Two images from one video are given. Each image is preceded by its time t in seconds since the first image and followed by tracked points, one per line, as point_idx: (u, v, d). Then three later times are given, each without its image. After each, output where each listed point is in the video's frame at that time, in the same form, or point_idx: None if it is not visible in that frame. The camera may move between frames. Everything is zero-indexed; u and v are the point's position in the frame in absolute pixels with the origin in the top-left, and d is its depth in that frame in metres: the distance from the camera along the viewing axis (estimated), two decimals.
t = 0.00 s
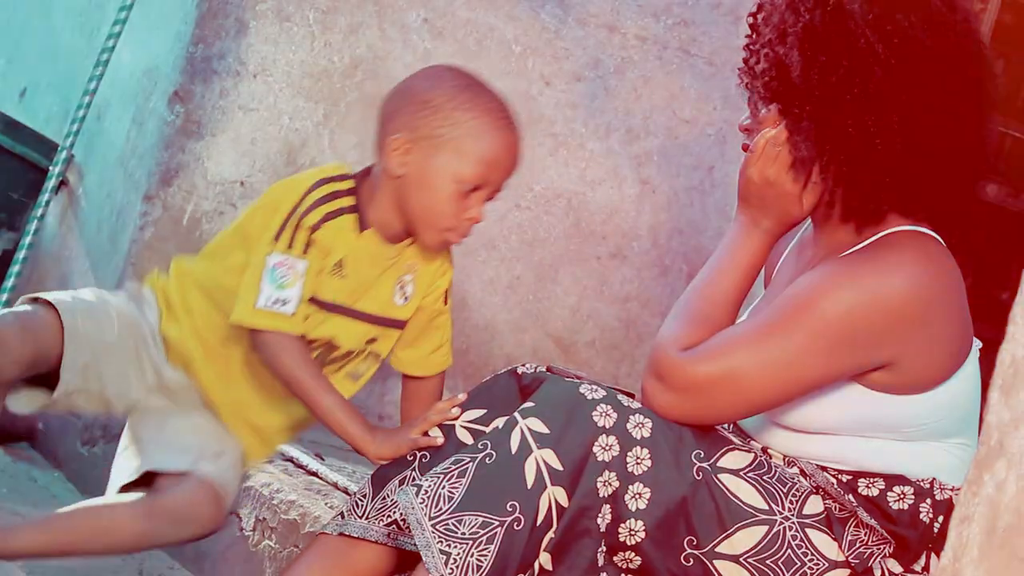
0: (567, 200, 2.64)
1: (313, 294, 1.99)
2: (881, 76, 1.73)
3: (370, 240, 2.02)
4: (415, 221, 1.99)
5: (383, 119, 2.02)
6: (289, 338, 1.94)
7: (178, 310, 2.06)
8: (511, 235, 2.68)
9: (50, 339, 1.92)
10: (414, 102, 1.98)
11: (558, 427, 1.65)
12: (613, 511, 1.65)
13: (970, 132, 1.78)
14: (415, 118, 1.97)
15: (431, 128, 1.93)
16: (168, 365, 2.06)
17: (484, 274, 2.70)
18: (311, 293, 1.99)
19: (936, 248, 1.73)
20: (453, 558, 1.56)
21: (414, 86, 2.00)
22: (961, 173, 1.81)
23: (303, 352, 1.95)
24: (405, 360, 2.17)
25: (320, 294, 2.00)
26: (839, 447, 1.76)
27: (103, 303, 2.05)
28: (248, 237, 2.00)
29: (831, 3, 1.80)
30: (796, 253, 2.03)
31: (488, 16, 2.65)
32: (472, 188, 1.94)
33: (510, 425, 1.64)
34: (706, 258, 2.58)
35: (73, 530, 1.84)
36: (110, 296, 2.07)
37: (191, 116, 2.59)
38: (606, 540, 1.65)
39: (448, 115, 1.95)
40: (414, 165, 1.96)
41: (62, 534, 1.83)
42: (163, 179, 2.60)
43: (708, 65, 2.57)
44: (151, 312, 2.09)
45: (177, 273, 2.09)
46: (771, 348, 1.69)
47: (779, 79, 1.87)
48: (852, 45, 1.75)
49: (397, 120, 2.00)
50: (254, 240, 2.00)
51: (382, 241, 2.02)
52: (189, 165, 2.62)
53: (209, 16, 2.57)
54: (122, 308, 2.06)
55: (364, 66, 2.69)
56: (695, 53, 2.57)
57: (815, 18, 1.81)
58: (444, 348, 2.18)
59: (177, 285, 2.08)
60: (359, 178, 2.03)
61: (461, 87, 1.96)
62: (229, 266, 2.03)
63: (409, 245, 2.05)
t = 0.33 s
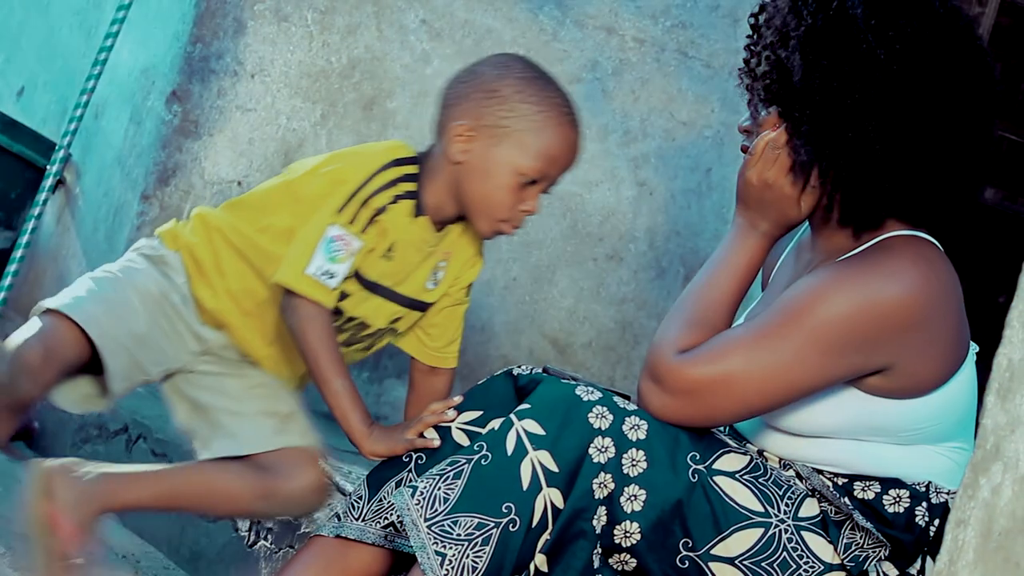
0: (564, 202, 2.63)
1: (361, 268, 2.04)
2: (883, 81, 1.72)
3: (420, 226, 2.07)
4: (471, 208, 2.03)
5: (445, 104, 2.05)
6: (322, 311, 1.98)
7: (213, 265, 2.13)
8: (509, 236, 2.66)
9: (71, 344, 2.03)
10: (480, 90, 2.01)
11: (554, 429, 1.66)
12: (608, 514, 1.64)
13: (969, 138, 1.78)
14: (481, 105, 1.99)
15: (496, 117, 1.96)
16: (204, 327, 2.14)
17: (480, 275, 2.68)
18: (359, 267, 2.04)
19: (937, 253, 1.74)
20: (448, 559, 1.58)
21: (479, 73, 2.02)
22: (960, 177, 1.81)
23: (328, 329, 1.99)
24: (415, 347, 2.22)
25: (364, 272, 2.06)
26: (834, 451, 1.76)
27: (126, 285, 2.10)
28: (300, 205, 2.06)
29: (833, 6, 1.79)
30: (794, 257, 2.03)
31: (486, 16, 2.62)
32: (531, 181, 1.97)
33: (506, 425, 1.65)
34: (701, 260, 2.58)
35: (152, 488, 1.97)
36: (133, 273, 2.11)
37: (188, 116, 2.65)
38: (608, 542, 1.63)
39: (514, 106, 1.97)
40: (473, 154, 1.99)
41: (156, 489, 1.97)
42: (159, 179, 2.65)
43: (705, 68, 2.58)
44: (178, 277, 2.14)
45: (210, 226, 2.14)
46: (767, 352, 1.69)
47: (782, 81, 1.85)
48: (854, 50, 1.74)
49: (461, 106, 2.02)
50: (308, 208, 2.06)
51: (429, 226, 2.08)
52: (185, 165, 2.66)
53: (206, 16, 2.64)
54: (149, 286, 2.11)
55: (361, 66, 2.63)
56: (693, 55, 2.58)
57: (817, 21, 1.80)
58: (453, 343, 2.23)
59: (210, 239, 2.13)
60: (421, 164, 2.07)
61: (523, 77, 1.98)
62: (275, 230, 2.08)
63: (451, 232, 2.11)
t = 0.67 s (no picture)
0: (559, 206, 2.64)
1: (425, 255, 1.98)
2: (879, 86, 1.72)
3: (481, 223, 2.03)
4: (531, 208, 2.00)
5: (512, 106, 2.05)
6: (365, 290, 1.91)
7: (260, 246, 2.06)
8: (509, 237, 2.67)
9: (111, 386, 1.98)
10: (552, 92, 2.00)
11: (549, 433, 1.65)
12: (603, 517, 1.65)
13: (968, 143, 1.77)
14: (554, 107, 1.99)
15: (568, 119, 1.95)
16: (255, 326, 2.11)
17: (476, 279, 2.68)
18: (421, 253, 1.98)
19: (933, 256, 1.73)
20: (444, 562, 1.57)
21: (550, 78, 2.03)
22: (958, 184, 1.80)
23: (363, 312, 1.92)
24: (437, 346, 2.19)
25: (424, 265, 2.00)
26: (828, 455, 1.76)
27: (172, 309, 2.02)
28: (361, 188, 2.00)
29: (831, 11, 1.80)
30: (790, 262, 2.02)
31: (482, 20, 2.60)
32: (595, 187, 1.96)
33: (501, 429, 1.65)
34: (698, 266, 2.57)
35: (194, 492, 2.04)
36: (175, 289, 2.03)
37: (185, 118, 2.63)
38: (605, 543, 1.65)
39: (583, 111, 1.97)
40: (534, 155, 1.98)
41: (185, 497, 2.02)
42: (157, 182, 2.61)
43: (701, 72, 2.57)
44: (223, 281, 2.06)
45: (256, 206, 2.07)
46: (762, 356, 1.69)
47: (777, 86, 1.87)
48: (851, 55, 1.74)
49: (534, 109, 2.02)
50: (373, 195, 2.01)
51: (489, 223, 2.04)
52: (182, 167, 2.62)
53: (204, 18, 2.63)
54: (195, 305, 2.04)
55: (358, 70, 2.63)
56: (690, 58, 2.57)
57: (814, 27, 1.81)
58: (471, 348, 2.19)
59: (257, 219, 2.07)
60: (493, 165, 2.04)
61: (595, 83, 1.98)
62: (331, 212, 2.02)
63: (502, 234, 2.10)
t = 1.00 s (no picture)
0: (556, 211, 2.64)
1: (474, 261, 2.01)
2: (874, 91, 1.72)
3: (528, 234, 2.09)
4: (581, 218, 2.07)
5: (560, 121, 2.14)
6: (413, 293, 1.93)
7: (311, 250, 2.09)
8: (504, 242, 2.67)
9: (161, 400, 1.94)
10: (603, 104, 2.10)
11: (546, 438, 1.65)
12: (599, 522, 1.64)
13: (966, 149, 1.77)
14: (604, 119, 2.09)
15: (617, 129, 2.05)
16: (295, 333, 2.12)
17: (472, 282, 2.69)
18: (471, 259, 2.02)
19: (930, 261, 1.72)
20: (440, 566, 1.56)
21: (598, 92, 2.12)
22: (956, 190, 1.80)
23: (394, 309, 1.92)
24: (458, 352, 2.24)
25: (470, 273, 2.04)
26: (824, 460, 1.74)
27: (222, 315, 2.01)
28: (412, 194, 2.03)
29: (827, 17, 1.80)
30: (789, 266, 2.01)
31: (478, 24, 2.60)
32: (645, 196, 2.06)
33: (498, 433, 1.65)
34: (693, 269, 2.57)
35: (176, 505, 1.96)
36: (225, 295, 2.02)
37: (181, 122, 2.59)
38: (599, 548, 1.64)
39: (632, 123, 2.07)
40: (580, 164, 2.06)
41: (167, 511, 1.95)
42: (152, 186, 2.59)
43: (698, 77, 2.57)
44: (272, 286, 2.07)
45: (308, 209, 2.10)
46: (761, 361, 1.67)
47: (773, 90, 1.87)
48: (847, 60, 1.75)
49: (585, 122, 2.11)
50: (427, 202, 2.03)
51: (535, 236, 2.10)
52: (178, 171, 2.61)
53: (200, 22, 2.59)
54: (243, 311, 2.03)
55: (354, 74, 2.63)
56: (686, 63, 2.57)
57: (810, 32, 1.82)
58: (491, 355, 2.24)
59: (308, 223, 2.09)
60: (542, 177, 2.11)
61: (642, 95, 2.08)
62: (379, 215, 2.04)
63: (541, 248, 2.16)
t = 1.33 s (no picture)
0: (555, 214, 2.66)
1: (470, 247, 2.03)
2: (869, 93, 1.71)
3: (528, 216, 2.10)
4: (587, 203, 2.10)
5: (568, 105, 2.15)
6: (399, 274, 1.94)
7: (318, 243, 2.10)
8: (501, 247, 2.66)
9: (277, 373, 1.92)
10: (609, 89, 2.12)
11: (542, 441, 1.63)
12: (595, 526, 1.60)
13: (966, 152, 1.74)
14: (610, 104, 2.11)
15: (625, 114, 2.07)
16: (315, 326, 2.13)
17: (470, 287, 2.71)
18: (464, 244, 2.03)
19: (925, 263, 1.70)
20: (436, 571, 1.55)
21: (603, 76, 2.15)
22: (954, 193, 1.77)
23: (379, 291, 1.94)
24: (475, 340, 2.24)
25: (466, 258, 2.05)
26: (818, 465, 1.72)
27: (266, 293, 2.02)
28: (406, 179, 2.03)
29: (823, 20, 1.80)
30: (790, 270, 1.98)
31: (475, 29, 2.60)
32: (651, 179, 2.09)
33: (494, 437, 1.63)
34: (690, 274, 2.57)
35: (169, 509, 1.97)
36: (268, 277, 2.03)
37: (177, 125, 2.56)
38: (596, 553, 1.59)
39: (638, 108, 2.09)
40: (585, 150, 2.09)
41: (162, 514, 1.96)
42: (149, 189, 2.55)
43: (694, 81, 2.55)
44: (295, 272, 2.07)
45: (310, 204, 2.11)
46: (758, 364, 1.65)
47: (771, 92, 1.88)
48: (843, 63, 1.74)
49: (590, 107, 2.13)
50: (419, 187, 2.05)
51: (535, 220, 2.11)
52: (174, 175, 2.58)
53: (197, 25, 2.56)
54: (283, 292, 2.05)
55: (351, 78, 2.62)
56: (683, 68, 2.55)
57: (807, 35, 1.82)
58: (508, 345, 2.25)
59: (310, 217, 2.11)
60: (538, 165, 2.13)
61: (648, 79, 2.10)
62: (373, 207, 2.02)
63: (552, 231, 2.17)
